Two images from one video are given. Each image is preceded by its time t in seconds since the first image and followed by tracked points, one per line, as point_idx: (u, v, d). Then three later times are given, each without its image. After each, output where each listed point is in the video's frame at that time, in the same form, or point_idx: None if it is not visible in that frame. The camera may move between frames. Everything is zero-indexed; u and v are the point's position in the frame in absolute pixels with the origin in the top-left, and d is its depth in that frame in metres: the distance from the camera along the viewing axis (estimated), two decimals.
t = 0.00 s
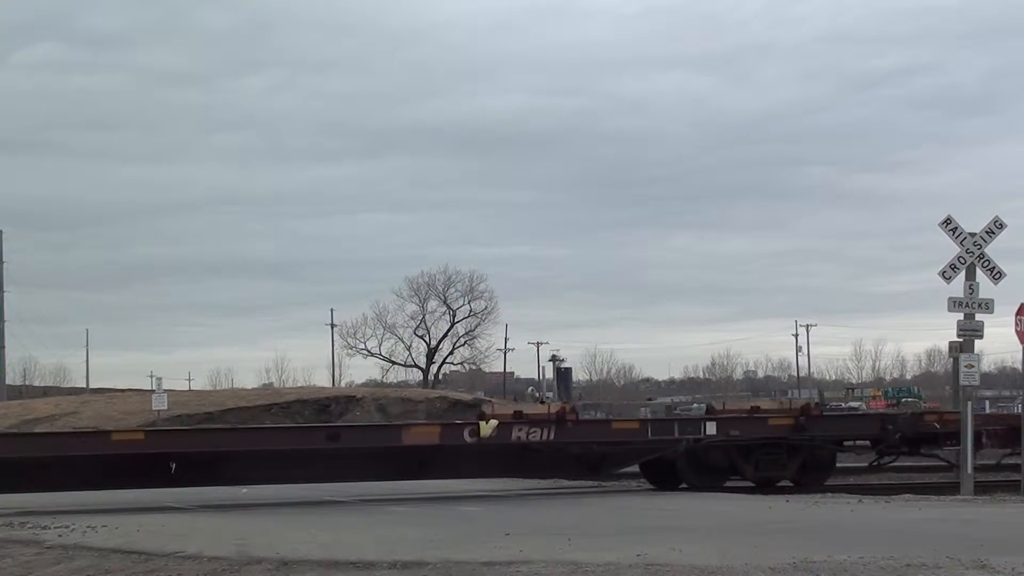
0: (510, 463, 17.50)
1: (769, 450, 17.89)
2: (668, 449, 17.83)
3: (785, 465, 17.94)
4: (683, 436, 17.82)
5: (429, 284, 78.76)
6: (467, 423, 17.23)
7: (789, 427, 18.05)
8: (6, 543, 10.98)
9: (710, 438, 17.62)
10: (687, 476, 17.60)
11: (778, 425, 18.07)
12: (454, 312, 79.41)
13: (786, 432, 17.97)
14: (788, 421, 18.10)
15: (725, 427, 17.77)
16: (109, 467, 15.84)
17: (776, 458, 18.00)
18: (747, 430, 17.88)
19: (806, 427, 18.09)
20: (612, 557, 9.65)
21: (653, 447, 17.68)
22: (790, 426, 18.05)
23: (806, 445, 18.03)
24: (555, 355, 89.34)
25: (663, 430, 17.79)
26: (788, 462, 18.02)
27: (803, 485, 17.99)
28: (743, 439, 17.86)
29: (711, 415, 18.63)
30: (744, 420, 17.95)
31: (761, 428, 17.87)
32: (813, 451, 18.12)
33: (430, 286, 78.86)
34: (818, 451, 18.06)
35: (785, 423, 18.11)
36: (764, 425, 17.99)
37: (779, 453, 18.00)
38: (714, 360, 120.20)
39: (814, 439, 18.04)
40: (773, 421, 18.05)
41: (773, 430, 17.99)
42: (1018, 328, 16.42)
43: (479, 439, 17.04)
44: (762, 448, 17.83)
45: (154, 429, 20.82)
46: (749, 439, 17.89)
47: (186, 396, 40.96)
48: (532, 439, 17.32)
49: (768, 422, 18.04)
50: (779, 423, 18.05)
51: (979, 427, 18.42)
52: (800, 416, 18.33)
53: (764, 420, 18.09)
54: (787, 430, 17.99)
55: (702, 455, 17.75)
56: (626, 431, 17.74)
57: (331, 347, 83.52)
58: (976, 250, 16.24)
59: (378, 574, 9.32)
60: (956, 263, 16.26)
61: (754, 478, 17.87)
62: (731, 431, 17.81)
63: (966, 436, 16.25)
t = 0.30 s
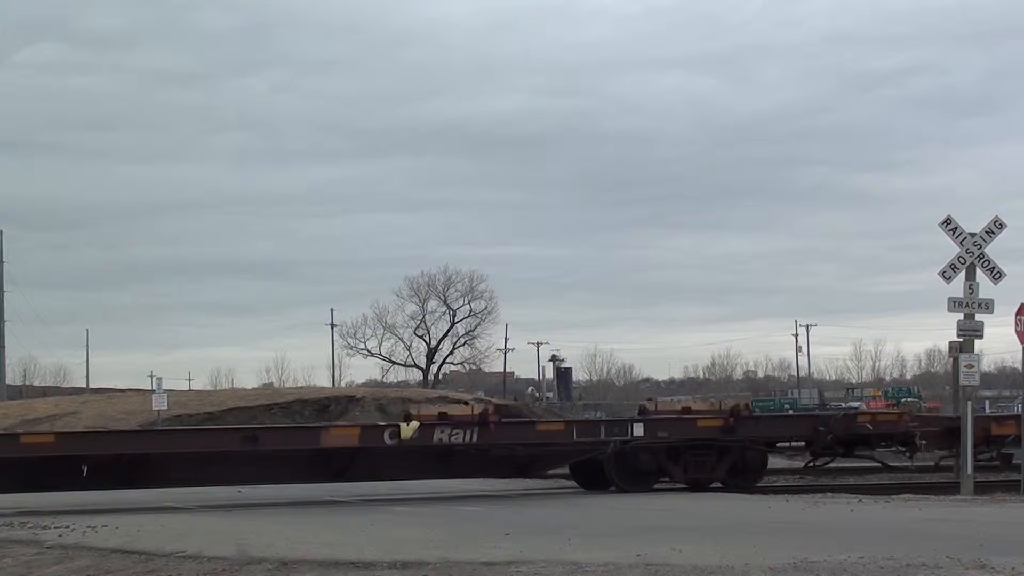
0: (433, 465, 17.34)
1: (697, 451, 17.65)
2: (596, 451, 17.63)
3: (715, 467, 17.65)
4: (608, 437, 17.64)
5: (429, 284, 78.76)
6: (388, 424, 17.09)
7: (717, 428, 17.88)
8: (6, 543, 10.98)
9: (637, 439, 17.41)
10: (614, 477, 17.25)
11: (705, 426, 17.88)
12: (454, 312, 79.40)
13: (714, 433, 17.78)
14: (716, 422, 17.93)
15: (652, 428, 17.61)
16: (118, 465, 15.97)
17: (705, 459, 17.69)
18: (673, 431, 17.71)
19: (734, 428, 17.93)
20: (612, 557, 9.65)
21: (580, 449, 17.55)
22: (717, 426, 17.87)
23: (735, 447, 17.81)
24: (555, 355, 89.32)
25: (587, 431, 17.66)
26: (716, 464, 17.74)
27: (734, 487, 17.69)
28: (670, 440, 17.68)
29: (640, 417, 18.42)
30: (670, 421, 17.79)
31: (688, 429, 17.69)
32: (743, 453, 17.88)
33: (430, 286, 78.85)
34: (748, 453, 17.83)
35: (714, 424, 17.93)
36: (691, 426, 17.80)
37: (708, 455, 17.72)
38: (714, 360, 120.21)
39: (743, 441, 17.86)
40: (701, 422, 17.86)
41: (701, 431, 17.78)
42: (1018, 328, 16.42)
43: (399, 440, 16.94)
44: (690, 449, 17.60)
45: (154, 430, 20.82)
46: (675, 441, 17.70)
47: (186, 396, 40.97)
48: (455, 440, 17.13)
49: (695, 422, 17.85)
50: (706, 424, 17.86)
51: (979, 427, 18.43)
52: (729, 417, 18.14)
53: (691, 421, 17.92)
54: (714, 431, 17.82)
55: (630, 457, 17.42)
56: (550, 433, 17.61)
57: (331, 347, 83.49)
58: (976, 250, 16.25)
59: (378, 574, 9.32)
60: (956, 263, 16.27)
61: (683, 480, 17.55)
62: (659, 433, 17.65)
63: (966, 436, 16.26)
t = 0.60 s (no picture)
0: (357, 467, 17.23)
1: (624, 454, 17.57)
2: (522, 452, 17.52)
3: (643, 469, 17.60)
4: (534, 440, 17.50)
5: (429, 284, 78.76)
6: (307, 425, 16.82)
7: (645, 430, 17.74)
8: (6, 543, 10.98)
9: (564, 443, 17.35)
10: (539, 480, 17.23)
11: (633, 428, 17.77)
12: (454, 312, 79.39)
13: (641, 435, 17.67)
14: (644, 424, 17.80)
15: (578, 430, 17.48)
16: (125, 465, 16.07)
17: (633, 461, 17.64)
18: (600, 433, 17.59)
19: (662, 430, 17.78)
20: (612, 557, 9.64)
21: (505, 450, 17.41)
22: (645, 429, 17.74)
23: (663, 449, 17.72)
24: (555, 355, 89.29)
25: (512, 433, 17.50)
26: (644, 466, 17.68)
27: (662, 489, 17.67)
28: (596, 443, 17.60)
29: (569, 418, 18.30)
30: (596, 423, 17.68)
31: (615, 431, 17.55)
32: (672, 454, 17.83)
33: (430, 286, 78.84)
34: (676, 454, 17.75)
35: (642, 425, 17.80)
36: (618, 427, 17.68)
37: (636, 457, 17.66)
38: (714, 360, 120.21)
39: (672, 442, 17.75)
40: (628, 424, 17.75)
41: (628, 432, 17.67)
42: (1019, 328, 16.42)
43: (318, 443, 16.67)
44: (617, 452, 17.52)
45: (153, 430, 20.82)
46: (602, 443, 17.61)
47: (186, 397, 40.98)
48: (376, 442, 16.88)
49: (623, 424, 17.73)
50: (633, 425, 17.74)
51: (979, 428, 18.43)
52: (657, 418, 17.98)
53: (619, 422, 17.79)
54: (642, 433, 17.70)
55: (556, 459, 17.39)
56: (473, 435, 17.40)
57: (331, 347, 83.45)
58: (976, 250, 16.24)
59: (378, 574, 9.32)
60: (956, 263, 16.27)
61: (611, 482, 17.50)
62: (584, 435, 17.56)
63: (966, 436, 16.26)
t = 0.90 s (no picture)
0: (274, 471, 16.73)
1: (549, 456, 17.18)
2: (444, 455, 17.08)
3: (568, 473, 17.16)
4: (457, 442, 17.03)
5: (429, 284, 78.73)
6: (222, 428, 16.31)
7: (570, 432, 17.39)
8: (6, 543, 10.99)
9: (486, 445, 16.90)
10: (462, 483, 16.71)
11: (558, 430, 17.40)
12: (454, 312, 79.40)
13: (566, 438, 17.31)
14: (569, 426, 17.46)
15: (502, 432, 17.03)
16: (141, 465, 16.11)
17: (557, 464, 17.21)
18: (524, 436, 17.15)
19: (588, 432, 17.45)
20: (612, 557, 9.65)
21: (426, 453, 16.95)
22: (570, 430, 17.40)
23: (589, 451, 17.33)
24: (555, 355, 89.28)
25: (433, 436, 17.03)
26: (570, 469, 17.28)
27: (589, 492, 17.21)
28: (521, 445, 17.13)
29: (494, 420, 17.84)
30: (521, 424, 17.23)
31: (540, 434, 17.15)
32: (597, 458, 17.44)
33: (430, 286, 78.84)
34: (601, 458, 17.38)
35: (567, 427, 17.45)
36: (543, 429, 17.25)
37: (561, 460, 17.25)
38: (715, 360, 120.19)
39: (597, 445, 17.39)
40: (554, 426, 17.37)
41: (553, 435, 17.26)
42: (1018, 328, 16.43)
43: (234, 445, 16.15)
44: (542, 455, 17.11)
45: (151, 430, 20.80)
46: (527, 445, 17.16)
47: (185, 397, 40.97)
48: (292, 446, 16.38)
49: (548, 426, 17.32)
50: (558, 427, 17.36)
51: (979, 428, 18.44)
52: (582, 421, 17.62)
53: (543, 425, 17.41)
54: (568, 435, 17.35)
55: (480, 461, 16.90)
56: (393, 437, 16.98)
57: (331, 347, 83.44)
58: (976, 250, 16.25)
59: (378, 574, 9.32)
60: (956, 263, 16.28)
61: (535, 486, 17.04)
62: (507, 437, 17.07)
63: (967, 436, 16.26)
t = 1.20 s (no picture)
0: (226, 473, 16.40)
1: (470, 458, 16.95)
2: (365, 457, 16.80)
3: (491, 475, 16.96)
4: (375, 444, 16.72)
5: (429, 284, 78.71)
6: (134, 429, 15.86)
7: (492, 434, 17.16)
8: (6, 543, 10.99)
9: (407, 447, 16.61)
10: (383, 486, 16.45)
11: (479, 432, 17.17)
12: (454, 312, 79.39)
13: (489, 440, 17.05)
14: (491, 427, 17.19)
15: (421, 434, 16.71)
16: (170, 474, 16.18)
17: (480, 466, 17.01)
18: (445, 437, 16.87)
19: (510, 434, 17.22)
20: (613, 557, 9.65)
21: (344, 455, 16.65)
22: (492, 432, 17.13)
23: (511, 453, 17.16)
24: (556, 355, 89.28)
25: (351, 437, 16.68)
26: (492, 471, 17.10)
27: (511, 495, 17.10)
28: (441, 447, 16.85)
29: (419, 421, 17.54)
30: (442, 426, 16.91)
31: (461, 436, 16.86)
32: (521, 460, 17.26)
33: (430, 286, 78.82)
34: (525, 460, 17.20)
35: (488, 429, 17.22)
36: (464, 431, 16.96)
37: (483, 462, 17.07)
38: (715, 360, 120.20)
39: (521, 447, 17.19)
40: (475, 427, 17.07)
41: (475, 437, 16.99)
42: (1019, 328, 16.43)
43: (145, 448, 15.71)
44: (463, 457, 16.88)
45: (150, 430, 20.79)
46: (448, 447, 16.90)
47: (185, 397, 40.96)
48: (207, 447, 16.00)
49: (469, 427, 17.03)
50: (480, 428, 17.08)
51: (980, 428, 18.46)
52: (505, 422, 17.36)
53: (465, 425, 17.12)
54: (489, 437, 17.09)
55: (401, 463, 16.64)
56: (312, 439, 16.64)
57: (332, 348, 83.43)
58: (976, 250, 16.25)
59: (378, 574, 9.32)
60: (955, 263, 16.28)
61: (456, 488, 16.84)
62: (428, 439, 16.76)
63: (967, 436, 16.26)
